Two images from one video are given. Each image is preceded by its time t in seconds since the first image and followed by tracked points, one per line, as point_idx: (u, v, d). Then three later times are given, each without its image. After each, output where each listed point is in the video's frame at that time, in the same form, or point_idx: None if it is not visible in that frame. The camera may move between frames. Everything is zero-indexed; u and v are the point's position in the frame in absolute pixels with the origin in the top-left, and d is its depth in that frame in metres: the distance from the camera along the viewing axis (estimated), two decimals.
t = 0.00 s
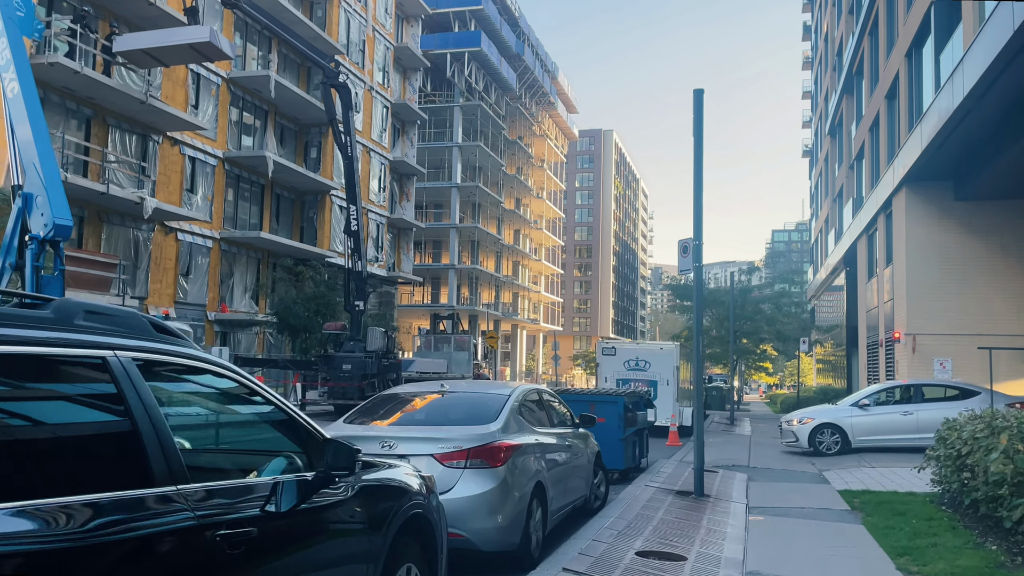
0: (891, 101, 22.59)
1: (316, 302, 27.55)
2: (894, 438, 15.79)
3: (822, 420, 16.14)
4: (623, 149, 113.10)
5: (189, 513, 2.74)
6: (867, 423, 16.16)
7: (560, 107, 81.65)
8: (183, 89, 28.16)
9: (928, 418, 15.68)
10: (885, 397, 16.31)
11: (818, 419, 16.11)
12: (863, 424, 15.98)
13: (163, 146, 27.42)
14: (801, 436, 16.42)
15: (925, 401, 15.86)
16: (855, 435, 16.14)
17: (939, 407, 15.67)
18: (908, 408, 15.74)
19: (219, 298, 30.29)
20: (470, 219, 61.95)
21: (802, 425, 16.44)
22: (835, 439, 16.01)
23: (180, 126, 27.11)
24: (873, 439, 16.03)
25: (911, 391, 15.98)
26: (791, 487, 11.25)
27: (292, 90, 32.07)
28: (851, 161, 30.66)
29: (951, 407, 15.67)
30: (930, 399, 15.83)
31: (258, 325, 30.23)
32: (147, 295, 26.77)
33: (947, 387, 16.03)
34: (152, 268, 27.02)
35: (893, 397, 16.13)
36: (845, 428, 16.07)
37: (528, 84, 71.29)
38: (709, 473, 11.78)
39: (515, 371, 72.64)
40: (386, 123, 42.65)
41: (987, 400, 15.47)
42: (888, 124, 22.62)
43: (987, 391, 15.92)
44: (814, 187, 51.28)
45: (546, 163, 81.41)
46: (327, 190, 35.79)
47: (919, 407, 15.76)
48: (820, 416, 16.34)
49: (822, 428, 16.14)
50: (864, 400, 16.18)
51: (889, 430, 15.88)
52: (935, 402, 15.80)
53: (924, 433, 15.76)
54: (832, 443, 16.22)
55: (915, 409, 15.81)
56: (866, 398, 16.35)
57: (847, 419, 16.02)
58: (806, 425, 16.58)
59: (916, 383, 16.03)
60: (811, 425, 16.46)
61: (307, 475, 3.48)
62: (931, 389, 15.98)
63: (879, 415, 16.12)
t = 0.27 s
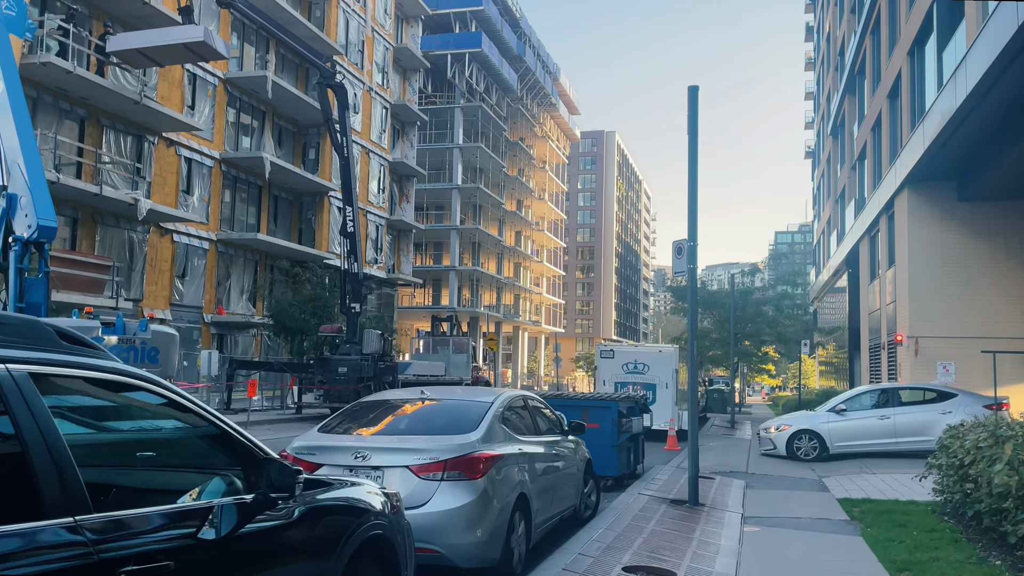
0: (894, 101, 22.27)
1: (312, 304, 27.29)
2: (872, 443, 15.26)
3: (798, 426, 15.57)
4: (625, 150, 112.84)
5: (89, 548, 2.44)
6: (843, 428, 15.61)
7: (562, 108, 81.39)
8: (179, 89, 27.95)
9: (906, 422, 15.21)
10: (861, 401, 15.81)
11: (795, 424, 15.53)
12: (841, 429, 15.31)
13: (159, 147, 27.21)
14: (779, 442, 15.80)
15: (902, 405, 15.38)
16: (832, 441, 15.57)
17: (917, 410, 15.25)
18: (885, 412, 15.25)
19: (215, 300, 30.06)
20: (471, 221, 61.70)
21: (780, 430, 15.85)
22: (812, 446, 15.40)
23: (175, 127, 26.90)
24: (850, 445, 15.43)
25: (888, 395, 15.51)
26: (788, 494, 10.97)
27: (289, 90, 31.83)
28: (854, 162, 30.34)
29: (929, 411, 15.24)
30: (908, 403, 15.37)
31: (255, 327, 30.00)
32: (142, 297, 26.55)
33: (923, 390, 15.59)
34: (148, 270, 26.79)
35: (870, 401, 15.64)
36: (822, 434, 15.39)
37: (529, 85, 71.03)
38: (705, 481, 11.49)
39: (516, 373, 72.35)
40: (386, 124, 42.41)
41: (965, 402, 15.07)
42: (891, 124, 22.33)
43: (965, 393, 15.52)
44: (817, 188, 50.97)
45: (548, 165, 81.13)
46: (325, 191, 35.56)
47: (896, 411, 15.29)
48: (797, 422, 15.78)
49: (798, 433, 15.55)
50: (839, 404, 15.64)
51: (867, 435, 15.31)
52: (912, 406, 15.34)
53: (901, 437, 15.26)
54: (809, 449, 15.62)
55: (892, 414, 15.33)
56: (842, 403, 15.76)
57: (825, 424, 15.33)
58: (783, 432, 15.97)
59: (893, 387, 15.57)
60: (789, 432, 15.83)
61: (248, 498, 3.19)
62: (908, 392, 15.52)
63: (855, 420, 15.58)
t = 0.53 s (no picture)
0: (894, 99, 21.97)
1: (307, 306, 27.01)
2: (844, 443, 15.10)
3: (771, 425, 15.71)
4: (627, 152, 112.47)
5: None
6: (817, 427, 15.49)
7: (563, 109, 81.15)
8: (173, 89, 27.75)
9: (880, 423, 15.00)
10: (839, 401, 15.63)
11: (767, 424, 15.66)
12: (813, 429, 15.38)
13: (152, 148, 27.00)
14: (752, 440, 15.95)
15: (877, 406, 15.19)
16: (805, 440, 15.52)
17: (892, 410, 15.04)
18: (859, 412, 15.07)
19: (210, 302, 29.85)
20: (472, 223, 61.43)
21: (752, 430, 16.08)
22: (785, 446, 15.52)
23: (169, 126, 26.69)
24: (822, 445, 15.38)
25: (864, 394, 15.33)
26: (783, 500, 10.65)
27: (286, 90, 31.62)
28: (855, 162, 30.02)
29: (904, 411, 15.00)
30: (882, 403, 15.17)
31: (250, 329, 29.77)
32: (134, 299, 26.32)
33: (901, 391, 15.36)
34: (141, 272, 26.55)
35: (845, 401, 15.46)
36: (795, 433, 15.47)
37: (530, 86, 70.76)
38: (697, 486, 11.17)
39: (518, 375, 72.06)
40: (385, 125, 42.18)
41: (941, 404, 14.83)
42: (891, 122, 22.01)
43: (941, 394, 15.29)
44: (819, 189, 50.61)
45: (550, 167, 80.85)
46: (322, 192, 35.33)
47: (870, 411, 15.11)
48: (771, 420, 15.88)
49: (773, 433, 15.73)
50: (814, 404, 15.51)
51: (841, 435, 15.18)
52: (888, 406, 15.13)
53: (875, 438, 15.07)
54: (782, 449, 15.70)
55: (866, 413, 15.14)
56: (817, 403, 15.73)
57: (797, 424, 15.44)
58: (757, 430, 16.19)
59: (869, 387, 15.38)
60: (763, 430, 15.98)
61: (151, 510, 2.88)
62: (884, 392, 15.31)
63: (829, 420, 15.44)
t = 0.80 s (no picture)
0: (893, 98, 21.69)
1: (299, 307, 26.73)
2: (820, 447, 14.89)
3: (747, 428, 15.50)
4: (628, 152, 112.16)
5: None
6: (793, 431, 15.27)
7: (564, 110, 80.87)
8: (166, 88, 27.52)
9: (857, 427, 14.83)
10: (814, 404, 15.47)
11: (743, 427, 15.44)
12: (789, 432, 15.20)
13: (145, 147, 26.77)
14: (727, 443, 15.73)
15: (854, 410, 15.03)
16: (782, 443, 15.27)
17: (869, 415, 14.90)
18: (836, 416, 14.89)
19: (203, 302, 29.59)
20: (471, 223, 61.16)
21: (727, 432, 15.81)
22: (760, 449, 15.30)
23: (162, 126, 26.46)
24: (798, 448, 15.15)
25: (842, 398, 15.18)
26: (775, 507, 10.40)
27: (280, 90, 31.38)
28: (855, 162, 29.72)
29: (881, 416, 14.85)
30: (860, 408, 15.02)
31: (244, 330, 29.51)
32: (126, 300, 26.08)
33: (879, 396, 15.22)
34: (133, 272, 26.33)
35: (822, 405, 15.30)
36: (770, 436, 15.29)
37: (530, 86, 70.46)
38: (687, 493, 10.91)
39: (517, 377, 71.80)
40: (382, 124, 41.93)
41: (919, 409, 14.70)
42: (891, 122, 21.71)
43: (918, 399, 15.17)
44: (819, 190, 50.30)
45: (550, 167, 80.56)
46: (317, 192, 35.07)
47: (847, 415, 14.95)
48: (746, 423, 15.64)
49: (748, 435, 15.36)
50: (790, 406, 15.32)
51: (817, 439, 14.98)
52: (865, 410, 14.99)
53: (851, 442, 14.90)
54: (757, 452, 15.44)
55: (843, 417, 14.98)
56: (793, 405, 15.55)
57: (773, 427, 15.26)
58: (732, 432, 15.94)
59: (847, 391, 15.23)
60: (738, 432, 15.75)
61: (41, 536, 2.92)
62: (862, 396, 15.16)
63: (806, 423, 15.25)
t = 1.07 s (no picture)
0: (894, 94, 21.37)
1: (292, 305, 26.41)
2: (797, 448, 14.74)
3: (723, 428, 15.27)
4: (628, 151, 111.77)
5: None
6: (769, 431, 15.12)
7: (564, 108, 80.54)
8: (158, 84, 27.24)
9: (833, 427, 14.67)
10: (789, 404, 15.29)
11: (719, 426, 15.20)
12: (766, 432, 14.99)
13: (136, 144, 26.48)
14: (703, 443, 15.48)
15: (831, 410, 14.88)
16: (756, 443, 15.14)
17: (845, 415, 14.74)
18: (812, 416, 14.73)
19: (196, 301, 29.30)
20: (470, 222, 60.84)
21: (704, 431, 15.52)
22: (738, 450, 15.06)
23: (153, 122, 26.18)
24: (774, 448, 15.00)
25: (819, 398, 15.02)
26: (768, 511, 10.10)
27: (274, 86, 31.09)
28: (855, 159, 29.39)
29: (858, 417, 14.69)
30: (836, 408, 14.87)
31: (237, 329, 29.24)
32: (116, 298, 25.79)
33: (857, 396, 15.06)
34: (124, 270, 26.07)
35: (799, 405, 15.15)
36: (747, 436, 15.09)
37: (529, 85, 70.06)
38: (677, 497, 10.61)
39: (516, 376, 71.53)
40: (379, 122, 41.61)
41: (896, 409, 14.54)
42: (890, 118, 21.39)
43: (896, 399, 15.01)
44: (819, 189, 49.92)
45: (550, 166, 80.16)
46: (313, 190, 34.79)
47: (824, 415, 14.79)
48: (722, 422, 15.40)
49: (724, 435, 15.27)
50: (767, 406, 15.17)
51: (794, 439, 14.80)
52: (842, 411, 14.84)
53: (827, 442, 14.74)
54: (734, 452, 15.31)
55: (820, 417, 14.82)
56: (769, 405, 15.35)
57: (750, 427, 15.06)
58: (708, 432, 15.70)
59: (824, 391, 15.08)
60: (715, 432, 15.51)
61: None
62: (840, 397, 15.01)
63: (782, 423, 15.10)
